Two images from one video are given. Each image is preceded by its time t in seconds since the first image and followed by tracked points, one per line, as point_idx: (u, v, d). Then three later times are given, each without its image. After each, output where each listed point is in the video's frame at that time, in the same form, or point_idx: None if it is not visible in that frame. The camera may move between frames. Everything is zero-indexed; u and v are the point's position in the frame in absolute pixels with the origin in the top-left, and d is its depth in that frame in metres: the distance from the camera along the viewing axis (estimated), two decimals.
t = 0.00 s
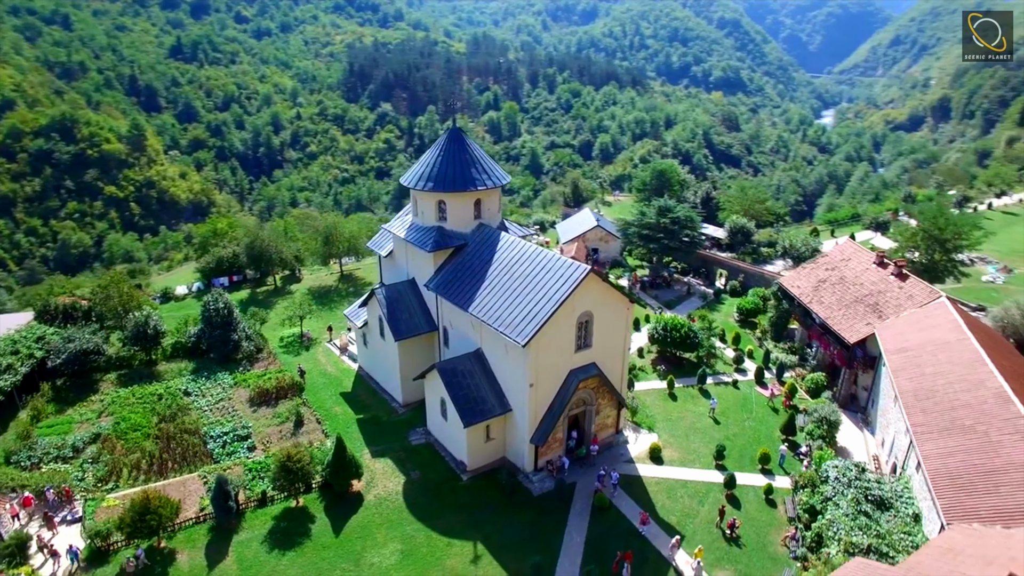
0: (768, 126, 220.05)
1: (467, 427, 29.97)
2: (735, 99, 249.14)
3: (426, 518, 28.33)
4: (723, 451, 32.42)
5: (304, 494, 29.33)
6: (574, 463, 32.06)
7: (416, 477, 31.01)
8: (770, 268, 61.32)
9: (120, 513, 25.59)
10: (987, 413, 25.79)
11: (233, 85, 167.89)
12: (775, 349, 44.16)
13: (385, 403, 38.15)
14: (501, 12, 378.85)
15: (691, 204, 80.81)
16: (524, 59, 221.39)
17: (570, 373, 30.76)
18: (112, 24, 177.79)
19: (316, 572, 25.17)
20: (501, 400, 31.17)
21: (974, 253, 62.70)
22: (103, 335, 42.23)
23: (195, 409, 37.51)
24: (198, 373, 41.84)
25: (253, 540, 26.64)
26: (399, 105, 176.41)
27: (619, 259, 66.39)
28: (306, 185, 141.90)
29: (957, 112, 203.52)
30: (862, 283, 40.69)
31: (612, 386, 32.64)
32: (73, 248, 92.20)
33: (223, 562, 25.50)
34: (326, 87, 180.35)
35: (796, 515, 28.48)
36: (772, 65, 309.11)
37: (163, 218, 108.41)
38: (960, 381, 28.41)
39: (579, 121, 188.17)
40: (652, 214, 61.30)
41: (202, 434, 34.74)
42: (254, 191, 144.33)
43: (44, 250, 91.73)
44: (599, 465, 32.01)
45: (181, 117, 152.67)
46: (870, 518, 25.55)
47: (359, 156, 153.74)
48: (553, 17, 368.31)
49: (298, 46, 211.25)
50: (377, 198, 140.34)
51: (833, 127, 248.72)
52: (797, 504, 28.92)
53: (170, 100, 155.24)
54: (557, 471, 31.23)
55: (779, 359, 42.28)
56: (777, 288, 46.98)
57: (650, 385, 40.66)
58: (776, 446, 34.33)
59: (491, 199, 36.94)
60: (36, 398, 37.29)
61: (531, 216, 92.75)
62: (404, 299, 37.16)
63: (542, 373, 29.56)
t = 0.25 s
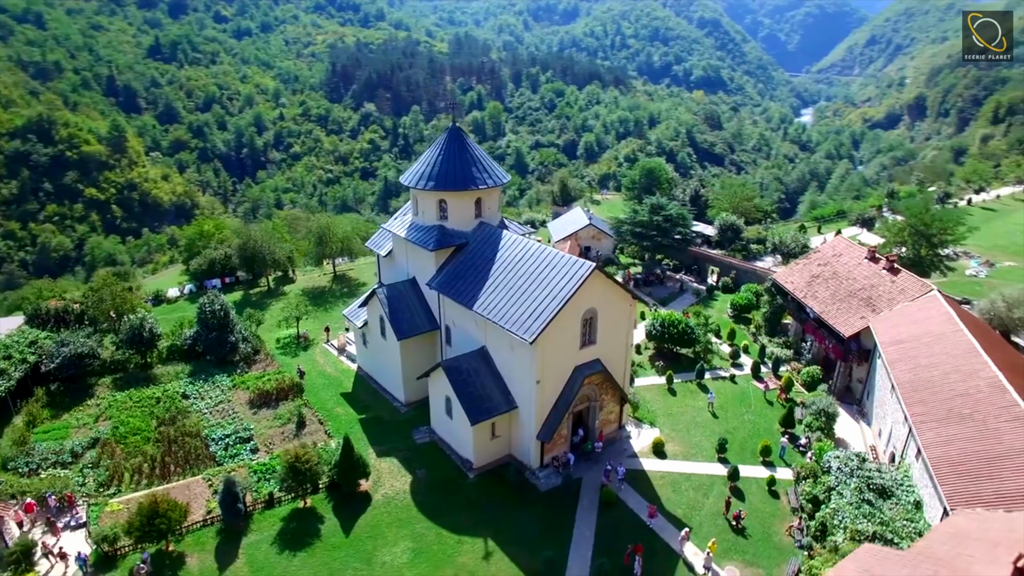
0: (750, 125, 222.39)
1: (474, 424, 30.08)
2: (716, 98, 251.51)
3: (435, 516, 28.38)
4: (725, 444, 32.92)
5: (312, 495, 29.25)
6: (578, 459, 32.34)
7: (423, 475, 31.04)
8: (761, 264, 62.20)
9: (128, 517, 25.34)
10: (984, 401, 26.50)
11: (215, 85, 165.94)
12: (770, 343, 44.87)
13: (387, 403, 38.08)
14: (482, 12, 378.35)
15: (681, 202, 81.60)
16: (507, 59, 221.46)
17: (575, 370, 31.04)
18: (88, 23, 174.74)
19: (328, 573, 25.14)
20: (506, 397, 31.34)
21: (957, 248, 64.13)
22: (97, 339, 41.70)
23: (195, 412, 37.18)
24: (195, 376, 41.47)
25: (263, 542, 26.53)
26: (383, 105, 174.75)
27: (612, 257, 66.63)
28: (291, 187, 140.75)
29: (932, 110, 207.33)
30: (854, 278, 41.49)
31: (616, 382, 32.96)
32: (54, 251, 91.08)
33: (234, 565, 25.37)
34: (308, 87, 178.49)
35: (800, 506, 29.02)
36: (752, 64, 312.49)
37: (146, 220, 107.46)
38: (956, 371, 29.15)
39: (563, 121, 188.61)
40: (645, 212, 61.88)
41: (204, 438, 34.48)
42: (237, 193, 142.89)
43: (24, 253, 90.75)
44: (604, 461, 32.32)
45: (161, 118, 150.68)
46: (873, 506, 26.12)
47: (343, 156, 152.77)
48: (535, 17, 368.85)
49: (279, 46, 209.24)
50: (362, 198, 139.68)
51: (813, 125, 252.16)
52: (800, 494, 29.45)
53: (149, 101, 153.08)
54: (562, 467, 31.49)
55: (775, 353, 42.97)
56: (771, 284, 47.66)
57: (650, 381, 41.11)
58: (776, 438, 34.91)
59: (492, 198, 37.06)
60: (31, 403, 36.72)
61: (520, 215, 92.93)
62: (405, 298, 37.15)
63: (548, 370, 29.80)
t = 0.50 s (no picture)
0: (737, 124, 223.98)
1: (479, 423, 30.17)
2: (704, 97, 253.00)
3: (442, 515, 28.45)
4: (727, 440, 33.28)
5: (318, 496, 29.21)
6: (582, 456, 32.54)
7: (428, 474, 31.07)
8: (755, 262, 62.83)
9: (135, 519, 25.18)
10: (982, 394, 27.02)
11: (201, 86, 164.50)
12: (767, 340, 45.34)
13: (389, 403, 38.04)
14: (469, 12, 377.55)
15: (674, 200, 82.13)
16: (495, 59, 221.30)
17: (579, 367, 31.24)
18: (71, 22, 172.56)
19: (337, 572, 25.14)
20: (510, 395, 31.46)
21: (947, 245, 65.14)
22: (94, 341, 41.36)
23: (195, 414, 36.96)
24: (193, 378, 41.21)
25: (270, 543, 26.46)
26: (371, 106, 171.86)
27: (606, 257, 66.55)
28: (280, 188, 139.91)
29: (916, 109, 209.80)
30: (850, 275, 42.04)
31: (619, 379, 33.19)
32: (39, 253, 90.61)
33: (242, 566, 25.30)
34: (296, 88, 176.14)
35: (802, 499, 29.42)
36: (738, 63, 314.73)
37: (133, 222, 106.84)
38: (952, 364, 29.68)
39: (552, 120, 188.80)
40: (640, 210, 62.28)
41: (206, 440, 34.29)
42: (226, 194, 142.03)
43: (9, 255, 90.08)
44: (607, 457, 32.56)
45: (148, 119, 149.28)
46: (875, 498, 26.54)
47: (332, 157, 152.04)
48: (522, 17, 368.90)
49: (266, 46, 207.69)
50: (352, 199, 139.19)
51: (799, 124, 254.40)
52: (802, 488, 29.86)
53: (135, 101, 151.58)
54: (567, 465, 31.66)
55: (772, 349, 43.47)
56: (767, 281, 48.13)
57: (649, 378, 41.44)
58: (776, 433, 35.31)
59: (492, 197, 37.17)
60: (28, 406, 36.33)
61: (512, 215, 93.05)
62: (407, 298, 37.15)
63: (553, 368, 29.98)
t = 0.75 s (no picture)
0: (719, 123, 226.16)
1: (486, 420, 30.29)
2: (687, 96, 255.07)
3: (452, 513, 28.53)
4: (730, 433, 33.74)
5: (327, 496, 29.16)
6: (587, 452, 32.79)
7: (436, 473, 31.13)
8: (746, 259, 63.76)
9: (145, 522, 24.97)
10: (979, 384, 27.72)
11: (183, 86, 162.53)
12: (763, 335, 45.98)
13: (392, 403, 37.99)
14: (451, 12, 376.57)
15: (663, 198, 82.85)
16: (479, 59, 221.16)
17: (584, 364, 31.51)
18: (47, 22, 169.44)
19: (350, 571, 25.15)
20: (517, 393, 31.62)
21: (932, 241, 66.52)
22: (89, 345, 40.84)
23: (196, 417, 36.66)
24: (192, 381, 40.85)
25: (281, 544, 26.37)
26: (356, 106, 170.57)
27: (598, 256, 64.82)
28: (265, 189, 138.76)
29: (894, 108, 213.32)
30: (843, 270, 42.82)
31: (622, 375, 33.52)
32: (20, 257, 89.04)
33: (255, 567, 25.19)
34: (279, 89, 173.91)
35: (805, 490, 29.96)
36: (718, 63, 317.92)
37: (116, 224, 105.51)
38: (949, 356, 30.42)
39: (537, 120, 189.18)
40: (633, 209, 62.82)
41: (209, 443, 34.04)
42: (210, 196, 140.65)
43: None
44: (612, 453, 32.84)
45: (128, 120, 147.23)
46: (878, 487, 27.09)
47: (318, 158, 151.05)
48: (504, 17, 368.97)
49: (247, 46, 205.61)
50: (338, 200, 138.54)
51: (780, 122, 257.58)
52: (805, 479, 30.41)
53: (115, 102, 149.36)
54: (573, 461, 31.89)
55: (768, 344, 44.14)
56: (762, 277, 48.79)
57: (649, 374, 41.87)
58: (776, 427, 35.87)
59: (494, 196, 37.31)
60: (24, 412, 35.79)
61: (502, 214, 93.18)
62: (409, 298, 37.14)
63: (559, 365, 30.22)
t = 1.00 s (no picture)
0: (707, 122, 227.47)
1: (492, 419, 30.42)
2: (675, 96, 256.33)
3: (458, 512, 28.60)
4: (730, 430, 34.08)
5: (333, 496, 29.15)
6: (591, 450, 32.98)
7: (441, 472, 31.18)
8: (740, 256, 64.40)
9: (152, 525, 24.83)
10: (978, 377, 28.19)
11: (169, 87, 160.97)
12: (760, 331, 46.46)
13: (393, 403, 37.98)
14: (439, 12, 375.41)
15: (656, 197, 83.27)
16: (468, 59, 220.87)
17: (589, 362, 31.73)
18: (29, 22, 167.05)
19: (359, 571, 25.17)
20: (521, 391, 31.76)
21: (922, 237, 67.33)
22: (86, 348, 40.48)
23: (197, 419, 36.46)
24: (191, 383, 40.58)
25: (289, 545, 26.31)
26: (345, 106, 169.25)
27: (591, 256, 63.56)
28: (254, 190, 137.91)
29: (879, 107, 215.63)
30: (839, 267, 43.35)
31: (625, 372, 33.74)
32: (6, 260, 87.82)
33: (264, 568, 25.14)
34: (267, 89, 172.43)
35: (807, 484, 30.37)
36: (705, 63, 319.95)
37: (104, 226, 104.43)
38: (947, 350, 30.89)
39: (527, 120, 189.32)
40: (629, 208, 63.12)
41: (211, 445, 33.87)
42: (199, 198, 139.64)
43: None
44: (616, 450, 33.06)
45: (115, 121, 145.66)
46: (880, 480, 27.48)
47: (307, 158, 150.24)
48: (492, 17, 368.67)
49: (234, 46, 203.97)
50: (328, 201, 137.87)
51: (767, 121, 259.63)
52: (807, 473, 30.83)
53: (100, 103, 147.69)
54: (577, 459, 32.08)
55: (766, 341, 44.57)
56: (758, 274, 49.20)
57: (649, 371, 42.14)
58: (776, 422, 36.29)
59: (495, 195, 37.37)
60: (22, 415, 35.40)
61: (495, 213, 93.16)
62: (411, 297, 37.15)
63: (563, 362, 30.41)
